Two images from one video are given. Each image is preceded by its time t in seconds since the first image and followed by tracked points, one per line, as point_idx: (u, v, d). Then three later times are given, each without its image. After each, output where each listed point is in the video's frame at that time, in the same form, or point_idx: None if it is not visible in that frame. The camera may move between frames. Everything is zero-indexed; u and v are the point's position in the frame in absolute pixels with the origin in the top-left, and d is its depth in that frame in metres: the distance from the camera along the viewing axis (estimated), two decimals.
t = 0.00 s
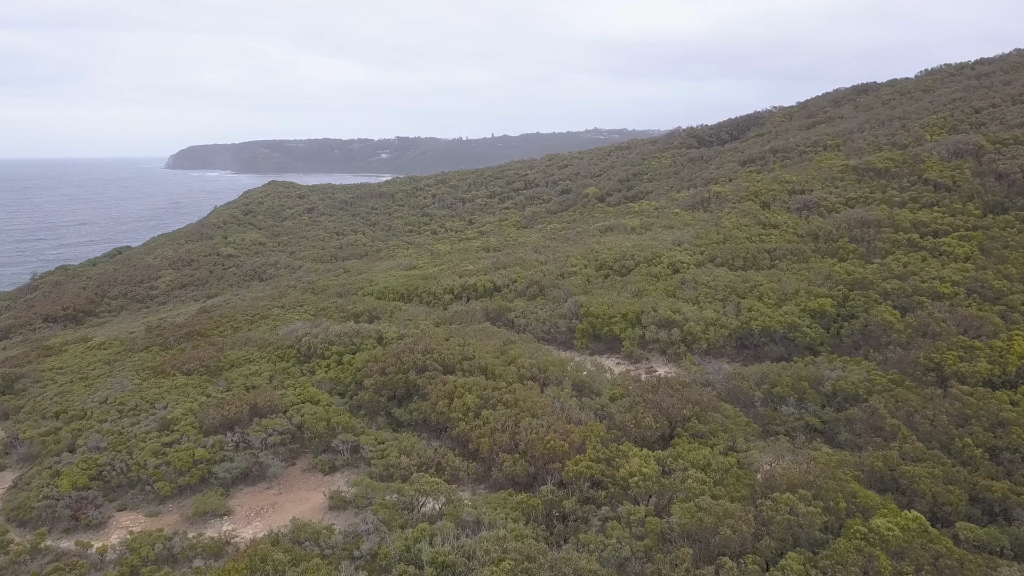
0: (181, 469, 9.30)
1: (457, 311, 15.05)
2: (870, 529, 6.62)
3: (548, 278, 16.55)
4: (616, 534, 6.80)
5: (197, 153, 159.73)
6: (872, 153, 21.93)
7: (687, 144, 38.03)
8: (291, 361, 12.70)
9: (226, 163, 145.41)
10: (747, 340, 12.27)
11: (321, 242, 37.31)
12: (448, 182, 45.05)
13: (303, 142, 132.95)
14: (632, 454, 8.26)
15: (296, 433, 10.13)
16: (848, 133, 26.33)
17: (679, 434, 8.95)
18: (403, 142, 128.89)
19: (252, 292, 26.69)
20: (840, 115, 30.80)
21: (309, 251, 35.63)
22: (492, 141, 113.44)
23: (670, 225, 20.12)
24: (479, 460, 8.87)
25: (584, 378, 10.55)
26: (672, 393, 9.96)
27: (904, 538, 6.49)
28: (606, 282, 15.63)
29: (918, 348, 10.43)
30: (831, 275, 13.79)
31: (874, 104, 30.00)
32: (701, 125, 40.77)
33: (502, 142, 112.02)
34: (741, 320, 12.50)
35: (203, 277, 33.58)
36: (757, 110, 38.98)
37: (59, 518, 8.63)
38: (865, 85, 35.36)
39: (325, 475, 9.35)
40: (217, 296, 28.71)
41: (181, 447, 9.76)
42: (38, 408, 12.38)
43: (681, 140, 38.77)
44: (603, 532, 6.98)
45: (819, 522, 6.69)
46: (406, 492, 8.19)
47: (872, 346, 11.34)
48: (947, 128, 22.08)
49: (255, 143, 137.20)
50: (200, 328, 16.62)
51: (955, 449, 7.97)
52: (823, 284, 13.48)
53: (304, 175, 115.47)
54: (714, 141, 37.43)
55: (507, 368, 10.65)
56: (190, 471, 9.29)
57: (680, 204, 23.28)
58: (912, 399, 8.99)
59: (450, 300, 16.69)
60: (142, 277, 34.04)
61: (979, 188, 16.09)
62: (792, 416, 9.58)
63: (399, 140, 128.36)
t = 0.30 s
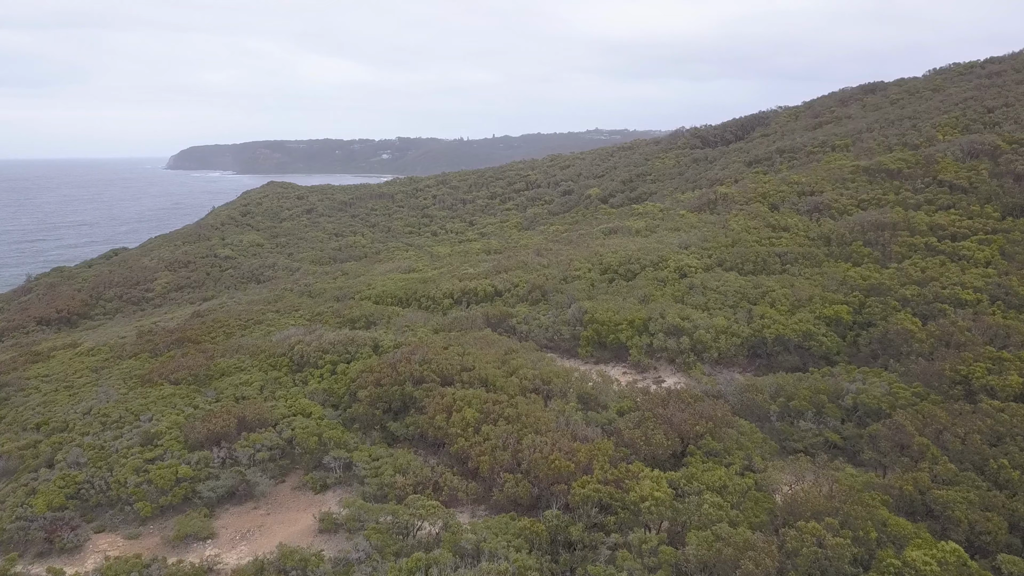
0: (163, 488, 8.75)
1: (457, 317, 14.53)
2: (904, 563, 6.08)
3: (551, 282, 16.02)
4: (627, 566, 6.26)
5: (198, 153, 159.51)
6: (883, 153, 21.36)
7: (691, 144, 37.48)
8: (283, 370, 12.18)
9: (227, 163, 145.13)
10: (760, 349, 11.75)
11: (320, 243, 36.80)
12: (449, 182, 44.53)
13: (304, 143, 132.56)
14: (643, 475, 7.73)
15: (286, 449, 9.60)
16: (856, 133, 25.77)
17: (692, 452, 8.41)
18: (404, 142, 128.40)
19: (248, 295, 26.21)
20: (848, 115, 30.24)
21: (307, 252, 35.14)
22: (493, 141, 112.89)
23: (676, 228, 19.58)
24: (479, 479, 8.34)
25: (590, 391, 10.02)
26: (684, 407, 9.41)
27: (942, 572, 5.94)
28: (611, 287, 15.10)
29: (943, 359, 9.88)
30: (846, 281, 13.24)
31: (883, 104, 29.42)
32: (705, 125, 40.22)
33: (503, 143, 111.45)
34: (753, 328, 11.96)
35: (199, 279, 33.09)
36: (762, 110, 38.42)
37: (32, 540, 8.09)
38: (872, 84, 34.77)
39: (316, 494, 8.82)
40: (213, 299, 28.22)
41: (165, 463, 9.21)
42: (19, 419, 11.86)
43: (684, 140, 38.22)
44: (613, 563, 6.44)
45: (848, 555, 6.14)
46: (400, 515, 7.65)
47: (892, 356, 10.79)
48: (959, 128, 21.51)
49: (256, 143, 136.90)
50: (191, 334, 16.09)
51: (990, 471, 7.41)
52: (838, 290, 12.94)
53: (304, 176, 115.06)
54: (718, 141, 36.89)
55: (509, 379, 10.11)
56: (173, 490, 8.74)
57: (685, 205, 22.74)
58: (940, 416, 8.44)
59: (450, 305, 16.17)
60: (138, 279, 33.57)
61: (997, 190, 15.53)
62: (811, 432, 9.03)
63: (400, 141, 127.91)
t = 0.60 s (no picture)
0: (142, 509, 8.18)
1: (456, 323, 14.00)
2: None
3: (554, 287, 15.47)
4: None
5: (198, 153, 159.23)
6: (894, 153, 20.78)
7: (695, 144, 36.92)
8: (274, 379, 11.65)
9: (227, 163, 144.76)
10: (774, 358, 11.21)
11: (318, 244, 36.30)
12: (449, 183, 44.00)
13: (304, 143, 132.12)
14: (655, 499, 7.18)
15: (275, 466, 9.07)
16: (865, 133, 25.19)
17: (706, 472, 7.86)
18: (405, 142, 127.89)
19: (243, 298, 25.70)
20: (855, 114, 29.67)
21: (305, 254, 34.63)
22: (494, 141, 112.37)
23: (682, 230, 19.04)
24: (479, 501, 7.80)
25: (596, 404, 9.46)
26: (697, 422, 8.85)
27: None
28: (616, 292, 14.56)
29: (971, 371, 9.32)
30: (863, 286, 12.68)
31: (891, 103, 28.85)
32: (709, 125, 39.65)
33: (504, 143, 110.88)
34: (766, 336, 11.41)
35: (196, 281, 32.60)
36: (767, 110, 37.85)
37: None
38: (880, 84, 34.17)
39: (306, 515, 8.27)
40: (209, 302, 27.72)
41: (145, 481, 8.65)
42: None
43: (688, 140, 37.66)
44: None
45: None
46: (394, 541, 7.10)
47: (915, 368, 10.22)
48: (973, 127, 20.93)
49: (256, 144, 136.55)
50: (181, 340, 15.55)
51: None
52: (854, 296, 12.37)
53: (304, 176, 114.62)
54: (722, 141, 36.33)
55: (510, 392, 9.56)
56: (153, 511, 8.18)
57: (691, 207, 22.17)
58: (973, 434, 7.88)
59: (449, 311, 15.64)
60: (134, 281, 33.09)
61: (1016, 191, 14.96)
62: (832, 449, 8.47)
63: (400, 141, 127.42)
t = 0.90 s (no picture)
0: (118, 534, 7.60)
1: (456, 330, 13.44)
2: None
3: (557, 292, 14.91)
4: None
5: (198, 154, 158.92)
6: (907, 154, 20.20)
7: (699, 144, 36.35)
8: (264, 391, 11.10)
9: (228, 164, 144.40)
10: (790, 369, 10.65)
11: (317, 246, 35.77)
12: (450, 183, 43.47)
13: (305, 143, 131.73)
14: (670, 528, 6.63)
15: (261, 486, 8.51)
16: (875, 133, 24.61)
17: (724, 497, 7.30)
18: (405, 142, 127.38)
19: (239, 302, 25.18)
20: (864, 114, 29.09)
21: (303, 256, 34.11)
22: (495, 142, 111.85)
23: (689, 232, 18.47)
24: (479, 527, 7.25)
25: (604, 420, 8.90)
26: (712, 440, 8.27)
27: None
28: (622, 297, 13.99)
29: (1004, 385, 8.74)
30: (882, 292, 12.09)
31: (901, 102, 28.26)
32: (714, 125, 39.07)
33: (505, 143, 110.40)
34: (781, 346, 10.84)
35: (192, 284, 32.09)
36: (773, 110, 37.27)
37: None
38: (888, 83, 33.57)
39: (294, 540, 7.70)
40: (205, 305, 27.20)
41: (123, 504, 8.08)
42: None
43: (692, 141, 37.09)
44: None
45: None
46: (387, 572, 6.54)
47: (940, 381, 9.66)
48: (988, 127, 20.35)
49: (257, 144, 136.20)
50: (170, 347, 14.98)
51: None
52: (873, 303, 11.80)
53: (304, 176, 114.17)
54: (727, 141, 35.76)
55: (512, 407, 9.00)
56: (130, 536, 7.60)
57: (697, 208, 21.61)
58: (1012, 456, 7.31)
59: (448, 317, 15.09)
60: (129, 284, 32.58)
61: None
62: (858, 470, 7.89)
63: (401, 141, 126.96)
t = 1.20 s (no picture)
0: (89, 562, 6.99)
1: (455, 338, 12.89)
2: None
3: (561, 297, 14.36)
4: None
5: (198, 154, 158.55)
6: (920, 154, 19.63)
7: (703, 144, 35.78)
8: (254, 403, 10.56)
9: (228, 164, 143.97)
10: (807, 382, 10.09)
11: (315, 247, 35.26)
12: (451, 184, 42.94)
13: (305, 143, 131.29)
14: (687, 562, 6.07)
15: (247, 509, 7.95)
16: (885, 132, 24.03)
17: (744, 525, 6.74)
18: (406, 142, 126.88)
19: (235, 305, 24.65)
20: (873, 113, 28.52)
21: (302, 257, 33.60)
22: (496, 141, 111.31)
23: (696, 235, 17.92)
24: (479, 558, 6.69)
25: (612, 438, 8.34)
26: (729, 461, 7.70)
27: None
28: (628, 303, 13.44)
29: None
30: (901, 299, 11.53)
31: (910, 101, 27.70)
32: (718, 125, 38.50)
33: (506, 144, 109.88)
34: (798, 356, 10.28)
35: (188, 285, 31.58)
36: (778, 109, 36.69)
37: None
38: (896, 82, 32.96)
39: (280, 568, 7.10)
40: (200, 308, 26.72)
41: (97, 529, 7.50)
42: None
43: (696, 140, 36.53)
44: None
45: None
46: None
47: (969, 395, 9.10)
48: (1003, 126, 19.77)
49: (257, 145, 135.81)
50: (159, 353, 14.42)
51: None
52: (893, 310, 11.22)
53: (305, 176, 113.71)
54: (732, 141, 35.20)
55: (514, 423, 8.45)
56: (103, 564, 6.99)
57: (704, 210, 21.06)
58: None
59: (448, 324, 14.55)
60: (124, 286, 32.07)
61: None
62: (887, 494, 7.32)
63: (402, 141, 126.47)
